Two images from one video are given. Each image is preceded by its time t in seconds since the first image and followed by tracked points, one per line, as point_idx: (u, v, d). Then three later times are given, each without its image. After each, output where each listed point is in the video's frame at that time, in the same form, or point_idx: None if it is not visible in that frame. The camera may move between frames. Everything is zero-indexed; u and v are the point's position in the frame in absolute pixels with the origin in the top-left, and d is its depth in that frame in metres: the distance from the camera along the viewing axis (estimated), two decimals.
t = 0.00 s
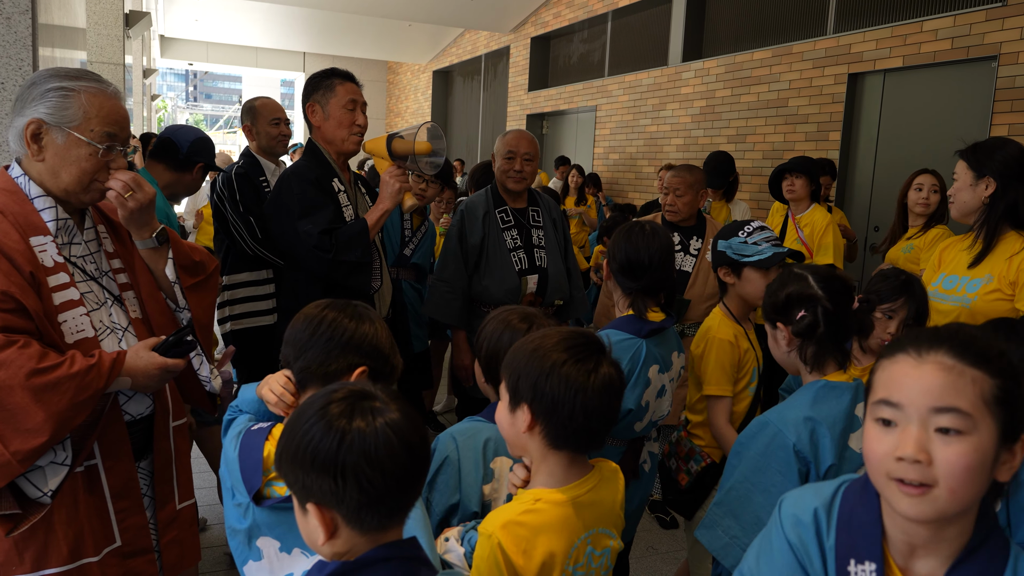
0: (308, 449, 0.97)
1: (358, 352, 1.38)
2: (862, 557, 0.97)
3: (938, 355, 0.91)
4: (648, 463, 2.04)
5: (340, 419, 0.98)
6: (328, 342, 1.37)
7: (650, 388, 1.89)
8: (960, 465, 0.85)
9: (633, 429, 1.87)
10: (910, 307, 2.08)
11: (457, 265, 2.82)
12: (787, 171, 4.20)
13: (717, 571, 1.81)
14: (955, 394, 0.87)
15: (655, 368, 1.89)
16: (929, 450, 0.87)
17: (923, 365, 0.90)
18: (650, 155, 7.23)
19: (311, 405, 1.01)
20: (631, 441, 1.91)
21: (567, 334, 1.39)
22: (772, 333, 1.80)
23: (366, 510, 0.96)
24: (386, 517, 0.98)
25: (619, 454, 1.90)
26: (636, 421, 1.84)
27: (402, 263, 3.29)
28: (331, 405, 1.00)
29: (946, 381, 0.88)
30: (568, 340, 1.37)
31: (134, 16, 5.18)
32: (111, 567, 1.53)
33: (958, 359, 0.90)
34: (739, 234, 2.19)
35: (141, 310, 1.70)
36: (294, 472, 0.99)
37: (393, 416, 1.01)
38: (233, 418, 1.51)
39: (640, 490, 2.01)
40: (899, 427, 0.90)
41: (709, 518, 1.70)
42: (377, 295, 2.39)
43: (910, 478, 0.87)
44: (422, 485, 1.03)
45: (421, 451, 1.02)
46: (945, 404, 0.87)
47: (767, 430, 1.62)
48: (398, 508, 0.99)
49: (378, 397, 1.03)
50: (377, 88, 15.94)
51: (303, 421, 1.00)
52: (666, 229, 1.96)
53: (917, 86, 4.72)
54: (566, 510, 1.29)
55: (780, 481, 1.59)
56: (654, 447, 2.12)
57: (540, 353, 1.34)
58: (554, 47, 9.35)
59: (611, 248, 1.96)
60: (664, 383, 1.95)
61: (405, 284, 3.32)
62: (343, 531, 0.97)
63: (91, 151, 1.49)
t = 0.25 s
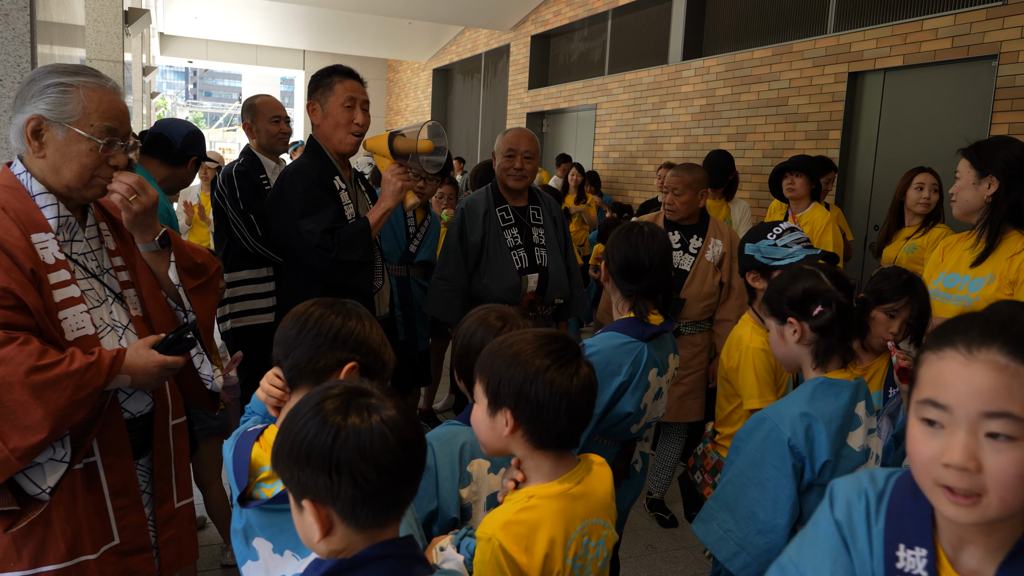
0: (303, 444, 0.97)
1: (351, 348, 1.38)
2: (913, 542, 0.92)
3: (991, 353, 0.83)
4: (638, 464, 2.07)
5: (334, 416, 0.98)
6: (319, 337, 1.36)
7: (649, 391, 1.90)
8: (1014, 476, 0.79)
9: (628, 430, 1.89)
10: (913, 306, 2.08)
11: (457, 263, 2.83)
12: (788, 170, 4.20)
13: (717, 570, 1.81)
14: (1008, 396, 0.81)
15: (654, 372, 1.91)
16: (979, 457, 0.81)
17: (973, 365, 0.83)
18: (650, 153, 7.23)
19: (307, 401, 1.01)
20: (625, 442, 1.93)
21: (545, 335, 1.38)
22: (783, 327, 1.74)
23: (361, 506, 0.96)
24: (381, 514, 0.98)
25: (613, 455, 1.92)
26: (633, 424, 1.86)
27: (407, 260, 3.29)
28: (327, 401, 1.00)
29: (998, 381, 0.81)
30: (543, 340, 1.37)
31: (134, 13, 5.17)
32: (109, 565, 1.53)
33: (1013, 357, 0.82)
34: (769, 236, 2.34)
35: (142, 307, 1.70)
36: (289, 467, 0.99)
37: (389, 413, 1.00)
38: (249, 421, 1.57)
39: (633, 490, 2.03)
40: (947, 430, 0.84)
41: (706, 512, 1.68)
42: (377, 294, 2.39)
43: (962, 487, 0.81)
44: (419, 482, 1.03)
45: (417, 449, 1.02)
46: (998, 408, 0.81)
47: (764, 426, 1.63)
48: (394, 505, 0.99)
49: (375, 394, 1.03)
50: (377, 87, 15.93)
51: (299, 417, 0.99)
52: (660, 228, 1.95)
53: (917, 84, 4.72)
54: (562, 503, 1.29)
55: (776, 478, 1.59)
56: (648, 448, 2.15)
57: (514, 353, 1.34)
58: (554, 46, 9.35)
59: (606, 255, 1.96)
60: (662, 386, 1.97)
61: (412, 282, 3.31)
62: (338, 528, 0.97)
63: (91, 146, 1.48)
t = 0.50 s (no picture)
0: (304, 441, 0.98)
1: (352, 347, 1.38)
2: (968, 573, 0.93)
3: None
4: (645, 463, 2.05)
5: (335, 413, 0.98)
6: (328, 338, 1.36)
7: (647, 386, 1.89)
8: None
9: (629, 428, 1.89)
10: (916, 307, 2.08)
11: (459, 262, 2.83)
12: (790, 169, 4.20)
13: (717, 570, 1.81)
14: None
15: (651, 367, 1.90)
16: (1010, 491, 0.81)
17: (1006, 396, 0.84)
18: (652, 152, 7.23)
19: (308, 399, 1.02)
20: (628, 440, 1.93)
21: (541, 330, 1.39)
22: (791, 325, 1.72)
23: (361, 503, 0.96)
24: (381, 512, 0.97)
25: (614, 454, 1.92)
26: (631, 419, 1.87)
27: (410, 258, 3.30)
28: (327, 398, 1.00)
29: None
30: (541, 334, 1.38)
31: (136, 11, 5.17)
32: (111, 562, 1.53)
33: None
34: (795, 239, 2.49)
35: (145, 305, 1.70)
36: (290, 464, 0.99)
37: (391, 412, 1.00)
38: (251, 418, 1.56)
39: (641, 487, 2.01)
40: (981, 463, 0.85)
41: (707, 513, 1.70)
42: (376, 293, 2.38)
43: (998, 523, 0.82)
44: (419, 481, 1.03)
45: (417, 448, 1.02)
46: None
47: (767, 427, 1.64)
48: (394, 503, 0.99)
49: (376, 392, 1.03)
50: (378, 85, 15.93)
51: (299, 415, 1.00)
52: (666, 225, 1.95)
53: (920, 84, 4.71)
54: (555, 490, 1.32)
55: (776, 477, 1.59)
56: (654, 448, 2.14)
57: (510, 347, 1.34)
58: (556, 44, 9.34)
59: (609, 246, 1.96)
60: (661, 382, 1.95)
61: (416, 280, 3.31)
62: (338, 526, 0.97)
63: (88, 137, 1.48)
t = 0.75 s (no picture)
0: (306, 440, 0.97)
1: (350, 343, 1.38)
2: None
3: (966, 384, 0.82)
4: (659, 461, 2.02)
5: (339, 411, 0.98)
6: (326, 334, 1.36)
7: (647, 380, 1.87)
8: (974, 518, 0.77)
9: (631, 427, 1.88)
10: (918, 309, 2.08)
11: (461, 260, 2.82)
12: (793, 169, 4.20)
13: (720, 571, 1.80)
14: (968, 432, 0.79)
15: (649, 360, 1.87)
16: (938, 492, 0.80)
17: (945, 395, 0.83)
18: (654, 151, 7.22)
19: (311, 397, 1.01)
20: (636, 437, 1.93)
21: (542, 327, 1.39)
22: (790, 324, 1.72)
23: (362, 503, 0.96)
24: (382, 512, 0.97)
25: (621, 450, 1.92)
26: (630, 414, 1.84)
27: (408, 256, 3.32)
28: (331, 396, 1.00)
29: (959, 414, 0.81)
30: (543, 330, 1.38)
31: (139, 8, 5.17)
32: (112, 561, 1.53)
33: (987, 389, 0.80)
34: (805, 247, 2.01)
35: (148, 303, 1.69)
36: (292, 462, 0.99)
37: (394, 411, 1.00)
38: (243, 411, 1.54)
39: (653, 485, 1.98)
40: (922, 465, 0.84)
41: (709, 515, 1.69)
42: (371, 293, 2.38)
43: (933, 528, 0.81)
44: (420, 482, 1.03)
45: (419, 448, 1.02)
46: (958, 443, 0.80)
47: (768, 427, 1.63)
48: (394, 503, 0.98)
49: (379, 392, 1.03)
50: (380, 83, 15.92)
51: (302, 412, 1.00)
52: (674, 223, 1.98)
53: (923, 84, 4.70)
54: (558, 487, 1.32)
55: (778, 476, 1.58)
56: (670, 445, 2.11)
57: (515, 344, 1.34)
58: (559, 43, 9.32)
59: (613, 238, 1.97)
60: (663, 376, 1.93)
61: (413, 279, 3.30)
62: (338, 525, 0.97)
63: (85, 131, 1.47)
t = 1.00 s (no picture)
0: (309, 440, 0.97)
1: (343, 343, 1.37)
2: None
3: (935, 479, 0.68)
4: (670, 460, 2.01)
5: (341, 412, 0.98)
6: (313, 334, 1.35)
7: (653, 378, 1.86)
8: None
9: (638, 426, 1.88)
10: (922, 311, 2.08)
11: (463, 259, 2.82)
12: (796, 169, 4.20)
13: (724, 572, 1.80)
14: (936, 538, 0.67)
15: (656, 358, 1.87)
16: None
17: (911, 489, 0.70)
18: (657, 150, 7.21)
19: (314, 397, 1.01)
20: (646, 436, 1.92)
21: (544, 324, 1.38)
22: (787, 321, 1.71)
23: (366, 503, 0.96)
24: (387, 512, 0.97)
25: (631, 450, 1.91)
26: (638, 412, 1.84)
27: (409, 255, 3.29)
28: (334, 397, 1.00)
29: (924, 516, 0.68)
30: (543, 328, 1.37)
31: (142, 5, 5.17)
32: (116, 560, 1.53)
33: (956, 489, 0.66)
34: (845, 251, 1.87)
35: (152, 300, 1.69)
36: (296, 465, 0.99)
37: (397, 412, 1.00)
38: (238, 408, 1.55)
39: (664, 484, 1.98)
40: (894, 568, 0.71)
41: (715, 514, 1.68)
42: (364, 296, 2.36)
43: None
44: (425, 482, 1.03)
45: (422, 447, 1.02)
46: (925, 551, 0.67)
47: (773, 422, 1.64)
48: (398, 503, 0.98)
49: (382, 392, 1.03)
50: (383, 81, 15.91)
51: (305, 414, 0.99)
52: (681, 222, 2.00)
53: (927, 84, 4.69)
54: (554, 485, 1.32)
55: (786, 472, 1.58)
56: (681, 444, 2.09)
57: (512, 342, 1.34)
58: (562, 41, 9.32)
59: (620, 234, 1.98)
60: (671, 374, 1.92)
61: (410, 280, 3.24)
62: (342, 526, 0.97)
63: (85, 126, 1.47)
